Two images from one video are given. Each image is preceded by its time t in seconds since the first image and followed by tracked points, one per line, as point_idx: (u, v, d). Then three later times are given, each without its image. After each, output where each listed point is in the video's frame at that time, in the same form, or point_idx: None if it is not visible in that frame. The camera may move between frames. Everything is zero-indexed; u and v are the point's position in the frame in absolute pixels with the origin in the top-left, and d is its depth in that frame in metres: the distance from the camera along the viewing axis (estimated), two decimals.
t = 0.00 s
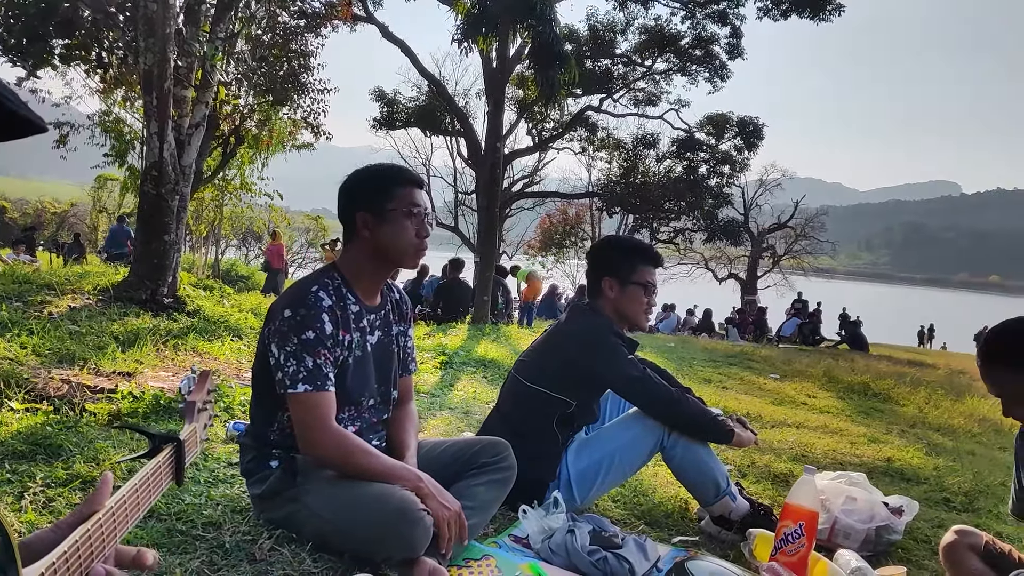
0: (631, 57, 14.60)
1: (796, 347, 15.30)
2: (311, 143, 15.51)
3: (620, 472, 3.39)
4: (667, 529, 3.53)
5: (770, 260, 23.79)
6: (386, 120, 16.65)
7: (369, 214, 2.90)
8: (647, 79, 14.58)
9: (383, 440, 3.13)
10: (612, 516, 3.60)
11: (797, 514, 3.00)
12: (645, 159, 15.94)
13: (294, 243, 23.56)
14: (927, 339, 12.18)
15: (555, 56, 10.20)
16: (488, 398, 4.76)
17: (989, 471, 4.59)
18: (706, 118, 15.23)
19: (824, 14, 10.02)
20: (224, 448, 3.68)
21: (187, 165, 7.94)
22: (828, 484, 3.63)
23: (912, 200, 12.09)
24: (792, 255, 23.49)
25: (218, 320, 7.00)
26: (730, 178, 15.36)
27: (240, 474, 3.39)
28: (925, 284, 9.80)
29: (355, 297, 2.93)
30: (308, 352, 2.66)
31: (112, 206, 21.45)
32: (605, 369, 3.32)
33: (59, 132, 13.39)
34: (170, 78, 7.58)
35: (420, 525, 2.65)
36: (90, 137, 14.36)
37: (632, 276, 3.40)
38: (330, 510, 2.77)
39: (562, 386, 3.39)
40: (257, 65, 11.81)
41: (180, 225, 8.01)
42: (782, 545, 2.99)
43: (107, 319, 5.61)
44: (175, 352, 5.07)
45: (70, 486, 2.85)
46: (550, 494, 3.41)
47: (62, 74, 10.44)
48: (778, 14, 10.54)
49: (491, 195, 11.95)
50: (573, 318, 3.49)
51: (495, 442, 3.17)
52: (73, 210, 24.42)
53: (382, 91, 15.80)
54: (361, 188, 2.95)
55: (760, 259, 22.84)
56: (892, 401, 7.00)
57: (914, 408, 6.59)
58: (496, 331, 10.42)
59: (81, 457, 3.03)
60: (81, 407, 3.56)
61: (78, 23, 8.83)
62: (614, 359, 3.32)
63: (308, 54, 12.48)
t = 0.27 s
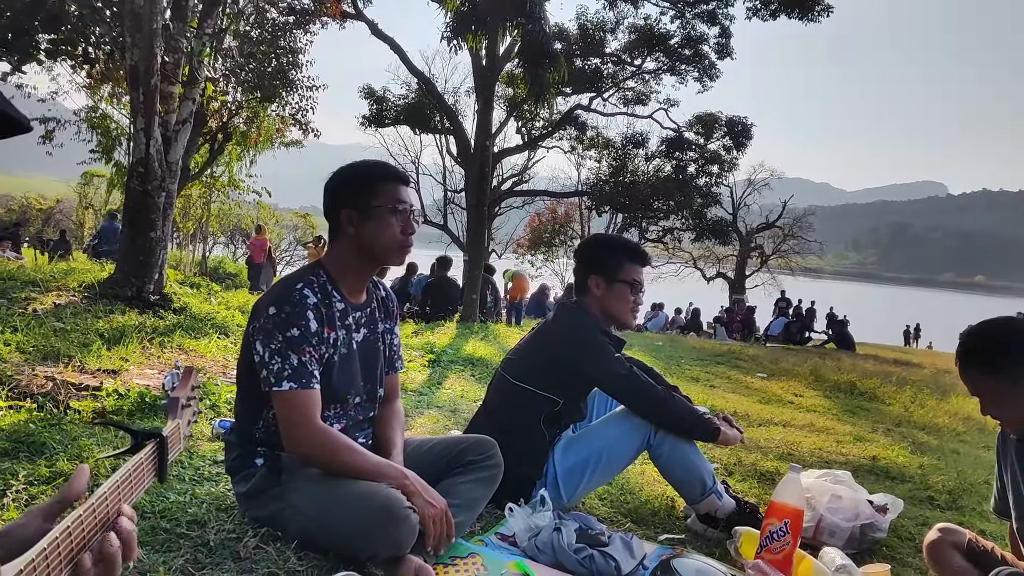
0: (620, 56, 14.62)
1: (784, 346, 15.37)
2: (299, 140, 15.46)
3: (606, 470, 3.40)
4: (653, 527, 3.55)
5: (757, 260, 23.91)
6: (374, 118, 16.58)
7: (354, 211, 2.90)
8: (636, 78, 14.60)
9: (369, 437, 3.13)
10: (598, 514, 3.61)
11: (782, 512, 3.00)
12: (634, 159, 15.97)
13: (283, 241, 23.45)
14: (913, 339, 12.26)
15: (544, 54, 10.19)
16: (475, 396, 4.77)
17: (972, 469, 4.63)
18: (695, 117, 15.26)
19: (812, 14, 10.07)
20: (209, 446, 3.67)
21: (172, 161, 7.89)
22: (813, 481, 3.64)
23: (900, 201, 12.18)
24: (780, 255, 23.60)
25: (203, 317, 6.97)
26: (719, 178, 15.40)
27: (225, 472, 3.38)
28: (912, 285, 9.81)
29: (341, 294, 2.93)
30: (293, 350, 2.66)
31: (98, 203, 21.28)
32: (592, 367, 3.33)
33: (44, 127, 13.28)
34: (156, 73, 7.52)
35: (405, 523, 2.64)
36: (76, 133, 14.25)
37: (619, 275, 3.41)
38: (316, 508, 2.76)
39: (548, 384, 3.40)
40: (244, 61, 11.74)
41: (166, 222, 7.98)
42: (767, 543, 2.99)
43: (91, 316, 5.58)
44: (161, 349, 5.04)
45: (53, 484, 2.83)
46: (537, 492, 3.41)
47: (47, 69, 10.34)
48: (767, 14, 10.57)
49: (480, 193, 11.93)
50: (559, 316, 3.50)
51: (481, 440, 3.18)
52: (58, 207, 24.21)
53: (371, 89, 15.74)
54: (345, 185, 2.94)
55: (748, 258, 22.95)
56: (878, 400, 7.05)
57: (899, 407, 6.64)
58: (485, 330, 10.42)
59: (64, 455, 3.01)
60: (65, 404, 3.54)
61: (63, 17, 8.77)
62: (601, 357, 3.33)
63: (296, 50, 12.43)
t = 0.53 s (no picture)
0: (610, 54, 14.63)
1: (772, 345, 15.45)
2: (288, 137, 15.42)
3: (594, 467, 3.41)
4: (640, 524, 3.56)
5: (746, 258, 24.02)
6: (364, 114, 16.52)
7: (341, 208, 2.89)
8: (626, 76, 14.62)
9: (355, 435, 3.13)
10: (586, 511, 3.62)
11: (768, 509, 3.00)
12: (623, 157, 15.98)
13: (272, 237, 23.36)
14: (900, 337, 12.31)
15: (533, 52, 10.19)
16: (464, 393, 4.78)
17: (957, 467, 4.67)
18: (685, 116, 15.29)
19: (801, 14, 10.11)
20: (195, 443, 3.66)
21: (160, 157, 7.90)
22: (799, 479, 3.66)
23: (888, 201, 12.25)
24: (769, 254, 23.68)
25: (189, 314, 6.95)
26: (708, 176, 15.44)
27: (212, 470, 3.37)
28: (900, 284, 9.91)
29: (328, 291, 2.92)
30: (279, 347, 2.65)
31: (86, 200, 21.18)
32: (580, 364, 3.34)
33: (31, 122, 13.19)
34: (142, 69, 7.49)
35: (392, 520, 2.63)
36: (62, 128, 14.16)
37: (607, 272, 3.42)
38: (301, 505, 2.75)
39: (536, 381, 3.40)
40: (231, 57, 11.69)
41: (154, 218, 7.98)
42: (753, 540, 3.01)
43: (77, 312, 5.56)
44: (147, 346, 5.03)
45: (36, 481, 2.81)
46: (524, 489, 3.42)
47: (32, 64, 10.28)
48: (756, 13, 10.60)
49: (469, 190, 11.92)
50: (548, 313, 3.50)
51: (468, 437, 3.18)
52: (45, 203, 24.03)
53: (361, 85, 15.69)
54: (333, 181, 2.93)
55: (736, 257, 23.04)
56: (864, 398, 7.09)
57: (886, 404, 6.69)
58: (474, 327, 10.42)
59: (48, 453, 3.00)
60: (50, 401, 3.53)
61: (50, 12, 8.72)
62: (589, 354, 3.34)
63: (285, 47, 12.39)
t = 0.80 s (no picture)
0: (602, 53, 14.64)
1: (763, 343, 15.50)
2: (279, 134, 15.39)
3: (584, 465, 3.41)
4: (630, 522, 3.57)
5: (738, 258, 24.10)
6: (356, 112, 16.50)
7: (332, 205, 2.88)
8: (618, 75, 14.64)
9: (345, 433, 3.13)
10: (576, 509, 3.62)
11: (757, 507, 3.01)
12: (615, 156, 16.00)
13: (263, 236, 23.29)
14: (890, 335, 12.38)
15: (525, 50, 10.19)
16: (455, 391, 4.78)
17: (945, 464, 4.70)
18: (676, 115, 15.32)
19: (792, 13, 10.14)
20: (184, 441, 3.65)
21: (149, 154, 7.87)
22: (788, 477, 3.68)
23: (879, 201, 12.31)
24: (760, 253, 23.76)
25: (178, 311, 6.94)
26: (699, 175, 15.48)
27: (200, 467, 3.36)
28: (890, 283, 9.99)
29: (318, 289, 2.92)
30: (268, 344, 2.64)
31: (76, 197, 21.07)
32: (571, 362, 3.34)
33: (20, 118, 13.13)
34: (132, 65, 7.46)
35: (381, 518, 2.63)
36: (52, 125, 14.09)
37: (598, 270, 3.42)
38: (290, 503, 2.74)
39: (526, 379, 3.41)
40: (222, 54, 11.65)
41: (143, 215, 7.95)
42: (742, 537, 2.99)
43: (65, 309, 5.54)
44: (136, 344, 5.02)
45: (23, 479, 2.80)
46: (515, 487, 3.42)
47: (22, 60, 10.24)
48: (748, 12, 10.63)
49: (460, 188, 11.92)
50: (539, 311, 3.50)
51: (459, 435, 3.18)
52: (35, 200, 23.89)
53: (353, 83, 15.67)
54: (324, 178, 2.92)
55: (728, 256, 23.12)
56: (854, 396, 7.13)
57: (876, 403, 6.72)
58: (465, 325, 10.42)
59: (35, 450, 2.98)
60: (38, 399, 3.51)
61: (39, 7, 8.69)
62: (579, 352, 3.34)
63: (276, 44, 12.37)
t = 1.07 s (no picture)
0: (595, 52, 14.65)
1: (756, 343, 15.52)
2: (271, 133, 15.36)
3: (576, 464, 3.41)
4: (622, 521, 3.58)
5: (730, 258, 24.15)
6: (348, 111, 16.46)
7: (324, 205, 2.87)
8: (611, 74, 14.64)
9: (336, 432, 3.12)
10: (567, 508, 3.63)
11: (748, 506, 3.01)
12: (608, 155, 16.01)
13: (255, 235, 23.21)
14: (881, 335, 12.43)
15: (518, 49, 10.18)
16: (446, 391, 4.78)
17: (935, 463, 4.72)
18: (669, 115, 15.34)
19: (784, 13, 10.17)
20: (174, 440, 3.64)
21: (140, 153, 7.84)
22: (779, 476, 3.69)
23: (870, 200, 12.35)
24: (752, 252, 23.82)
25: (169, 310, 6.91)
26: (692, 175, 15.51)
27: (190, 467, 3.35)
28: (881, 282, 10.04)
29: (308, 288, 2.91)
30: (258, 343, 2.63)
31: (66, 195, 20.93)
32: (562, 361, 3.34)
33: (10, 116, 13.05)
34: (122, 63, 7.44)
35: (371, 517, 2.62)
36: (43, 123, 14.02)
37: (590, 269, 3.43)
38: (280, 502, 2.74)
39: (518, 378, 3.41)
40: (214, 52, 11.60)
41: (134, 214, 7.93)
42: (733, 536, 2.99)
43: (54, 308, 5.52)
44: (127, 343, 5.00)
45: (11, 479, 2.79)
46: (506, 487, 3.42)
47: (12, 58, 10.18)
48: (740, 12, 10.65)
49: (452, 187, 11.90)
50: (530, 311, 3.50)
51: (449, 435, 3.18)
52: (25, 198, 23.74)
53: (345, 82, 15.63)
54: (315, 177, 2.91)
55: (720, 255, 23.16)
56: (845, 395, 7.16)
57: (866, 402, 6.75)
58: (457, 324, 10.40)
59: (23, 450, 2.97)
60: (27, 398, 3.50)
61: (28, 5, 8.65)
62: (570, 351, 3.34)
63: (268, 42, 12.33)
